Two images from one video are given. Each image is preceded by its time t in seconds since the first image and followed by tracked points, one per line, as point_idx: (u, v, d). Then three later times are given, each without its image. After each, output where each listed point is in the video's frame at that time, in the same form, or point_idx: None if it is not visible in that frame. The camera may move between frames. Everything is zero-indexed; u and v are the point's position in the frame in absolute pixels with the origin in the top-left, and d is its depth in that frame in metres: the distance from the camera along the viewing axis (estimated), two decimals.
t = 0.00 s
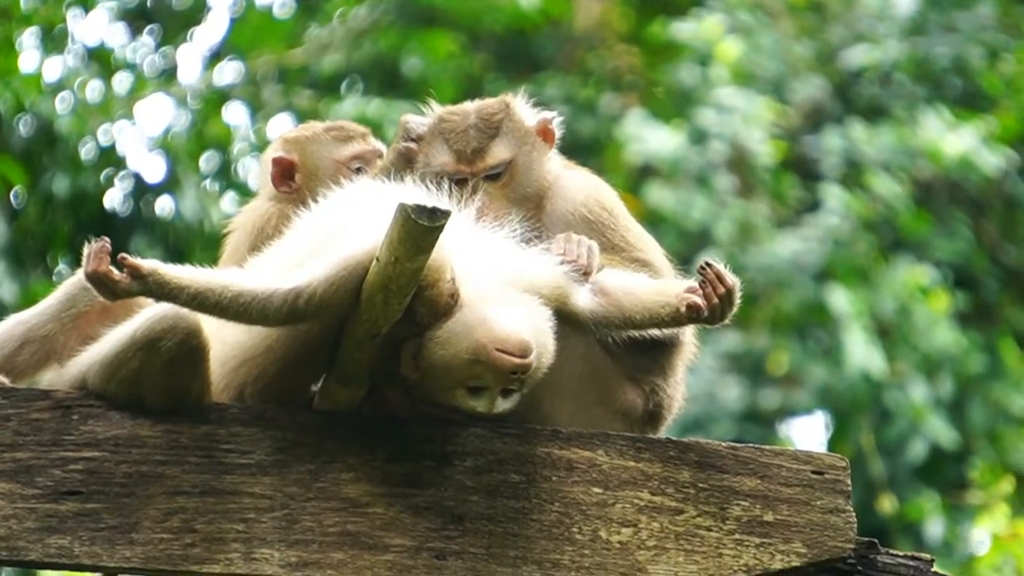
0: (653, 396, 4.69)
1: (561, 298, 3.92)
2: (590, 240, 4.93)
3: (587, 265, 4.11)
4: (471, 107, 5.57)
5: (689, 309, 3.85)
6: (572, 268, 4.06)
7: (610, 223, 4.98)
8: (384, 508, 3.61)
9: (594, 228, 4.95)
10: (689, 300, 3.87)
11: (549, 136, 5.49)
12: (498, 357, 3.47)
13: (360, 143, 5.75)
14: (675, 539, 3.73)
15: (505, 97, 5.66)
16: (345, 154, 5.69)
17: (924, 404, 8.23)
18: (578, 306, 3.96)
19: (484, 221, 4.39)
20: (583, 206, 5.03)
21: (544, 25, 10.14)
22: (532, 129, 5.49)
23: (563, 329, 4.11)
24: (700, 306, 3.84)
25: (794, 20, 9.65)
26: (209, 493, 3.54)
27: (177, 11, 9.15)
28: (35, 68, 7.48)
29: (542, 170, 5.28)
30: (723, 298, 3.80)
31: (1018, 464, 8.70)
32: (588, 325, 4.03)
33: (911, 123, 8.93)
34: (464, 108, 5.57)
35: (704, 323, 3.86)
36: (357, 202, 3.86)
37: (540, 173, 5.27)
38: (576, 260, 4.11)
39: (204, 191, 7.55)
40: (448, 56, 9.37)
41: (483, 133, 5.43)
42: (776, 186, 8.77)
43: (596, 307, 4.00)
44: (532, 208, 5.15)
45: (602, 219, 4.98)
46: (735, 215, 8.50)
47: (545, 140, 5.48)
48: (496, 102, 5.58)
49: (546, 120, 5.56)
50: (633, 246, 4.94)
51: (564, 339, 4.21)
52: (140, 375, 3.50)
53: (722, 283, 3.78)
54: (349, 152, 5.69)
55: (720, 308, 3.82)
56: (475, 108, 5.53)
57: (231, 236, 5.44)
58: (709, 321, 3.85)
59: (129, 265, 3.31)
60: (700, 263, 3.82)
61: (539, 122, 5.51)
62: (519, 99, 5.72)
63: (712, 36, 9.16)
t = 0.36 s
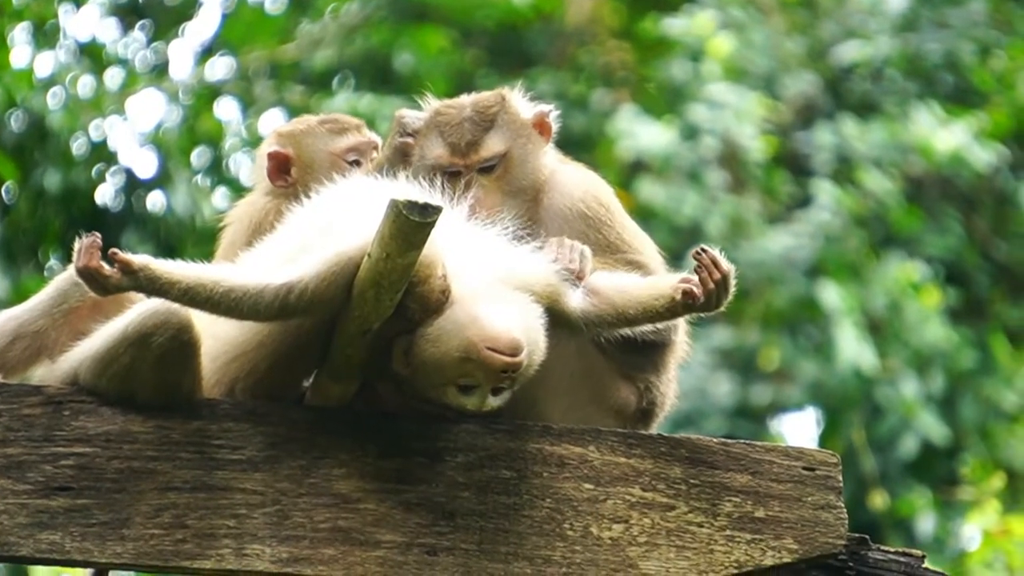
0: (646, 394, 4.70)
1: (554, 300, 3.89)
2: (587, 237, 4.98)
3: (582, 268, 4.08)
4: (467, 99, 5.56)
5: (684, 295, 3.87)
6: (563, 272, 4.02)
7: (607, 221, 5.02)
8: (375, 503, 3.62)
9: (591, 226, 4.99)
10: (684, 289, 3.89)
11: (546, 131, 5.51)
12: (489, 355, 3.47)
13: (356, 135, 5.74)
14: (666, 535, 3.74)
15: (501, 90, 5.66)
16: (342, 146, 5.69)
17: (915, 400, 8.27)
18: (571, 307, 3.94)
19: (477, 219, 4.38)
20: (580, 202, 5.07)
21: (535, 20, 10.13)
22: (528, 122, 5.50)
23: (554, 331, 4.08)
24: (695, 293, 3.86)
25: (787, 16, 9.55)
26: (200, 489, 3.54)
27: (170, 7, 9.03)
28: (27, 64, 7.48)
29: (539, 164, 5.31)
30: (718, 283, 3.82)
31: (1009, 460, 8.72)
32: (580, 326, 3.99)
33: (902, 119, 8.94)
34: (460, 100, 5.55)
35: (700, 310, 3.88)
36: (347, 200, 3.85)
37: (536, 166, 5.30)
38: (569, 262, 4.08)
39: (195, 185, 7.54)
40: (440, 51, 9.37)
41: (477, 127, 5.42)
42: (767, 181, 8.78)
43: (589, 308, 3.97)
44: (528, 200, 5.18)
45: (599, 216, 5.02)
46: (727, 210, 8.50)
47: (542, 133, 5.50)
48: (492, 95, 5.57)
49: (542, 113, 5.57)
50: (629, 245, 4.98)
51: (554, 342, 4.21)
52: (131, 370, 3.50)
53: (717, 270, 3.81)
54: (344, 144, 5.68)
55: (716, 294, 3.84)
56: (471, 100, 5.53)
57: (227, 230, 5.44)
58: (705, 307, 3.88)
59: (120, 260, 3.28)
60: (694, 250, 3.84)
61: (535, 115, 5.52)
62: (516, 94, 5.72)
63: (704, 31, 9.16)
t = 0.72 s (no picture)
0: (640, 405, 4.74)
1: (546, 314, 3.89)
2: (582, 250, 5.05)
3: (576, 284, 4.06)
4: (459, 111, 5.52)
5: (684, 317, 3.90)
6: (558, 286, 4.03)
7: (602, 233, 5.09)
8: (370, 514, 3.62)
9: (585, 238, 5.06)
10: (681, 310, 3.93)
11: (538, 141, 5.48)
12: (481, 370, 3.47)
13: (356, 140, 5.72)
14: (661, 546, 3.74)
15: (493, 102, 5.63)
16: (342, 151, 5.68)
17: (909, 409, 8.26)
18: (564, 325, 3.95)
19: (473, 232, 4.39)
20: (574, 213, 5.12)
21: (528, 29, 10.13)
22: (520, 134, 5.46)
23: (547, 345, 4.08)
24: (693, 314, 3.89)
25: (779, 24, 9.63)
26: (195, 500, 3.54)
27: (163, 15, 8.82)
28: (21, 74, 7.49)
29: (532, 176, 5.31)
30: (718, 305, 3.86)
31: (1003, 469, 8.73)
32: (573, 342, 4.00)
33: (895, 128, 8.95)
34: (451, 112, 5.52)
35: (698, 332, 3.91)
36: (342, 211, 3.84)
37: (529, 179, 5.29)
38: (563, 278, 4.06)
39: (189, 196, 7.55)
40: (433, 61, 9.40)
41: (469, 139, 5.39)
42: (761, 191, 8.78)
43: (581, 324, 3.98)
44: (522, 212, 5.19)
45: (592, 228, 5.08)
46: (720, 220, 8.50)
47: (534, 144, 5.46)
48: (484, 107, 5.53)
49: (535, 124, 5.54)
50: (624, 256, 5.08)
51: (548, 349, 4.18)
52: (126, 380, 3.50)
53: (717, 292, 3.84)
54: (345, 149, 5.67)
55: (715, 317, 3.87)
56: (463, 112, 5.49)
57: (228, 237, 5.46)
58: (703, 330, 3.91)
59: (116, 263, 3.34)
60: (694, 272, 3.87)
61: (528, 126, 5.48)
62: (509, 105, 5.69)
63: (696, 40, 9.14)
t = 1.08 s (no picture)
0: (635, 420, 4.75)
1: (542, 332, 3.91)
2: (578, 267, 5.03)
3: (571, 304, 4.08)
4: (455, 130, 5.58)
5: (682, 336, 3.93)
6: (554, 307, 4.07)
7: (597, 250, 5.08)
8: (364, 530, 3.62)
9: (581, 255, 5.04)
10: (679, 329, 3.96)
11: (533, 160, 5.53)
12: (475, 389, 3.46)
13: (360, 147, 5.79)
14: (655, 561, 3.75)
15: (488, 119, 5.69)
16: (349, 159, 5.73)
17: (904, 425, 8.28)
18: (561, 344, 3.97)
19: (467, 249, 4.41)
20: (570, 230, 5.11)
21: (522, 45, 10.10)
22: (516, 151, 5.52)
23: (542, 364, 4.10)
24: (691, 332, 3.92)
25: (774, 40, 9.67)
26: (189, 516, 3.54)
27: (159, 31, 8.75)
28: (15, 89, 7.50)
29: (528, 194, 5.34)
30: (716, 324, 3.88)
31: (998, 485, 8.74)
32: (568, 361, 4.03)
33: (890, 144, 8.96)
34: (448, 130, 5.58)
35: (696, 351, 3.94)
36: (338, 227, 3.84)
37: (525, 196, 5.33)
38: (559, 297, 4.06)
39: (184, 212, 7.53)
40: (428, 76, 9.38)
41: (465, 158, 5.43)
42: (755, 206, 8.80)
43: (578, 342, 4.01)
44: (518, 230, 5.21)
45: (589, 245, 5.08)
46: (715, 236, 8.50)
47: (530, 161, 5.52)
48: (479, 125, 5.60)
49: (531, 142, 5.60)
50: (620, 274, 5.07)
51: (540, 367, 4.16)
52: (120, 396, 3.48)
53: (716, 311, 3.86)
54: (352, 156, 5.73)
55: (714, 335, 3.89)
56: (459, 130, 5.55)
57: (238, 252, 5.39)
58: (701, 349, 3.93)
59: (111, 276, 3.34)
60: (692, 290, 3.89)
61: (523, 144, 5.54)
62: (503, 121, 5.76)
63: (691, 56, 9.15)
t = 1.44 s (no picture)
0: (634, 434, 4.73)
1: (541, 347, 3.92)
2: (578, 283, 5.00)
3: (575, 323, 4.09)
4: (456, 144, 5.63)
5: (682, 345, 3.89)
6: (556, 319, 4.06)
7: (597, 266, 5.04)
8: (363, 543, 3.62)
9: (581, 270, 5.01)
10: (679, 338, 3.93)
11: (533, 173, 5.55)
12: (474, 406, 3.46)
13: (377, 161, 5.80)
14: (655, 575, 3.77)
15: (488, 133, 5.73)
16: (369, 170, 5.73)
17: (904, 439, 8.28)
18: (560, 359, 3.99)
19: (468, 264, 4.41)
20: (570, 245, 5.07)
21: (522, 58, 10.07)
22: (517, 165, 5.54)
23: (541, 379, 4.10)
24: (691, 341, 3.88)
25: (773, 54, 9.69)
26: (188, 529, 3.54)
27: (158, 45, 8.72)
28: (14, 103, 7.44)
29: (529, 208, 5.34)
30: (716, 332, 3.83)
31: (998, 499, 8.73)
32: (569, 376, 4.04)
33: (890, 158, 8.95)
34: (449, 145, 5.63)
35: (698, 360, 3.90)
36: (338, 240, 3.84)
37: (526, 210, 5.33)
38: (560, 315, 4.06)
39: (183, 225, 7.56)
40: (428, 90, 9.33)
41: (466, 172, 5.48)
42: (755, 220, 8.81)
43: (578, 358, 4.02)
44: (519, 245, 5.19)
45: (589, 260, 5.04)
46: (714, 249, 8.49)
47: (531, 175, 5.54)
48: (479, 139, 5.63)
49: (531, 155, 5.63)
50: (619, 290, 5.04)
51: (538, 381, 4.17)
52: (119, 408, 3.48)
53: (716, 319, 3.81)
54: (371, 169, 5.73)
55: (715, 343, 3.84)
56: (460, 144, 5.60)
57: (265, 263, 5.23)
58: (703, 357, 3.89)
59: (111, 287, 3.31)
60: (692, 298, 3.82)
61: (524, 157, 5.56)
62: (503, 134, 5.79)
63: (690, 71, 9.08)
